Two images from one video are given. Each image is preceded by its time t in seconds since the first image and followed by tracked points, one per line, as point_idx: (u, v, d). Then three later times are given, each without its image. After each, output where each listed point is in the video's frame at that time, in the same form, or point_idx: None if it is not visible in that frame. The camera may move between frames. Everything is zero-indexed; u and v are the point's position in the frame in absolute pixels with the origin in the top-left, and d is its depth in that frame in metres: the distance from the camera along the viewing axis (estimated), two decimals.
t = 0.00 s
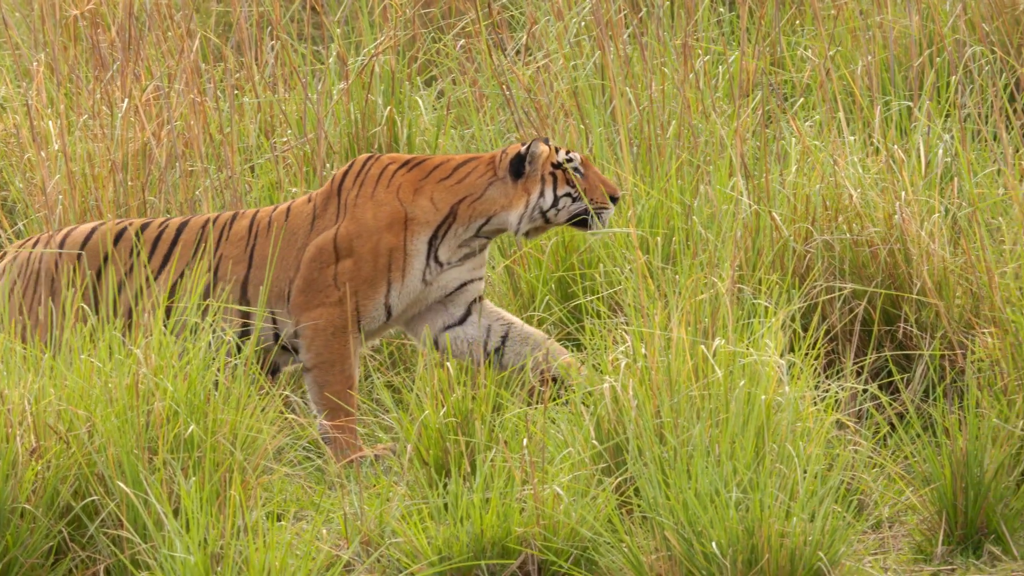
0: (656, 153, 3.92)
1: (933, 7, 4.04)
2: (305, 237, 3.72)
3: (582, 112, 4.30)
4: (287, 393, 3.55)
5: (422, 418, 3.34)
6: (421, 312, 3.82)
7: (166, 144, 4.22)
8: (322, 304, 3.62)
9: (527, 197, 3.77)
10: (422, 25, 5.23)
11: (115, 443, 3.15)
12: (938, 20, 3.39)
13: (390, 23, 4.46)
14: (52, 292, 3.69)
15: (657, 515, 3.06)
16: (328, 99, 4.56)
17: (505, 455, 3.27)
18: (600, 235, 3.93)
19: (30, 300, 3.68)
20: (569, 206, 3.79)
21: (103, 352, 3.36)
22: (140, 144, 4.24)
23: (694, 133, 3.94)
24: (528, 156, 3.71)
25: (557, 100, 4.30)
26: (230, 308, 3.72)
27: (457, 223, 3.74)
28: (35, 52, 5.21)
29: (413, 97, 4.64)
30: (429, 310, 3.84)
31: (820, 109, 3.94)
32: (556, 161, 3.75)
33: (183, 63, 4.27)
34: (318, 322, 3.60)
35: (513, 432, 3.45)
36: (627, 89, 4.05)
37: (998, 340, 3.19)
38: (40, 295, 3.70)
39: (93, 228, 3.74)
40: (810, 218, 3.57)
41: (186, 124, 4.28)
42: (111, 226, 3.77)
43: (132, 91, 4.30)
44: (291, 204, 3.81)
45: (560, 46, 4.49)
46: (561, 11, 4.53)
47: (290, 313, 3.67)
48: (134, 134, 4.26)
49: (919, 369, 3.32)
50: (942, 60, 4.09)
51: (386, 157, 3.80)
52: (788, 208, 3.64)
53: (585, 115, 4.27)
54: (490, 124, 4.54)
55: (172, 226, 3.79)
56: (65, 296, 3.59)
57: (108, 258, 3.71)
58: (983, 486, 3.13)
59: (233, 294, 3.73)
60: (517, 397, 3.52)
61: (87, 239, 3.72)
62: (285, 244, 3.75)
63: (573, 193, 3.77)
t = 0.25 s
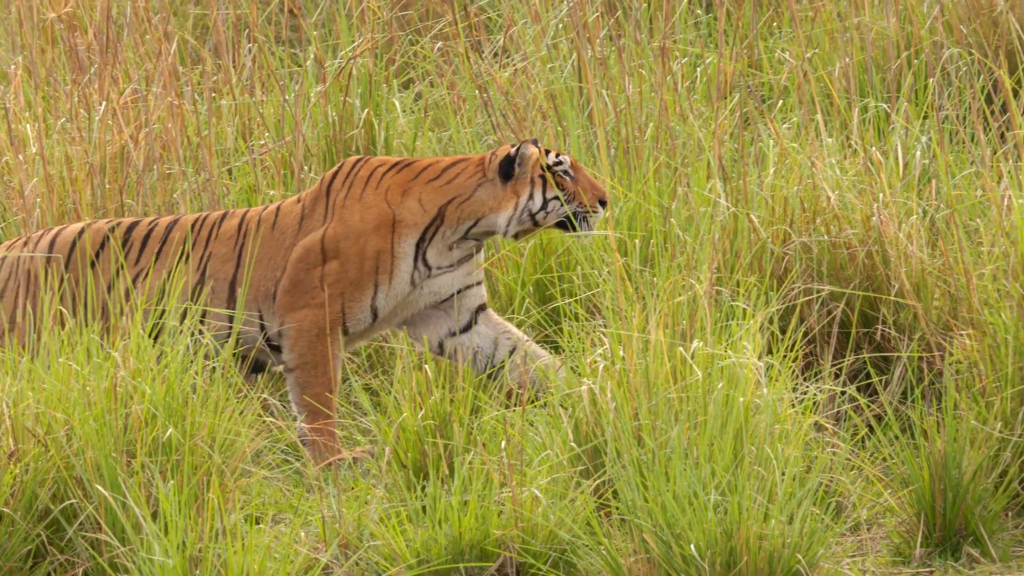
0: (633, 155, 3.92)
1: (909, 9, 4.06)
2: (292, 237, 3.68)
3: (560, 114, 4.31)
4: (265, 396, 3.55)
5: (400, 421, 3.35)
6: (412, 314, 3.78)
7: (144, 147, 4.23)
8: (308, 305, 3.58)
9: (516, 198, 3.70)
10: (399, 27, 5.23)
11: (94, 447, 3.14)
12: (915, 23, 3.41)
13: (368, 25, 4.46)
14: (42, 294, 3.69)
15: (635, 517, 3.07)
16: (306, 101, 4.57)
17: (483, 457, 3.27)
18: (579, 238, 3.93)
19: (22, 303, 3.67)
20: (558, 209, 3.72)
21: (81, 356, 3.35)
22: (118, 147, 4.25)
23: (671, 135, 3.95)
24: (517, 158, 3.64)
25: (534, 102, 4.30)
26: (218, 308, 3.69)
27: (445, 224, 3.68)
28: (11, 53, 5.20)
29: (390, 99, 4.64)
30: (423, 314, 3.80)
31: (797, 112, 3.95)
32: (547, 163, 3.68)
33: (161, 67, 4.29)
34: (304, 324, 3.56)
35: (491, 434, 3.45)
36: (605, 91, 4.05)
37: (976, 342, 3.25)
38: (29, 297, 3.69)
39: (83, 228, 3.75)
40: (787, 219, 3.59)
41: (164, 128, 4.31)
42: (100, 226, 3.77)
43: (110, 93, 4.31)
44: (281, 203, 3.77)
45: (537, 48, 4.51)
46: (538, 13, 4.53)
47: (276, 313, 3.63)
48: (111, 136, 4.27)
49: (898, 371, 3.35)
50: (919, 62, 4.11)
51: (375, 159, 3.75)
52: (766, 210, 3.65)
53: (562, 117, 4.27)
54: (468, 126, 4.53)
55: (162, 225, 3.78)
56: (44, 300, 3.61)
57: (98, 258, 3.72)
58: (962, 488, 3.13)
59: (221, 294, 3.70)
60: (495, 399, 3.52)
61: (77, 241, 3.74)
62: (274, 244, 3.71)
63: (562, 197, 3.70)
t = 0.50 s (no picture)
0: (609, 158, 3.93)
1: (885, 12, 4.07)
2: (280, 241, 3.66)
3: (536, 117, 4.31)
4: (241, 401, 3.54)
5: (376, 424, 3.35)
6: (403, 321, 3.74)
7: (120, 150, 4.23)
8: (293, 309, 3.56)
9: (505, 204, 3.66)
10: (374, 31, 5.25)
11: (70, 451, 3.12)
12: (891, 25, 3.41)
13: (344, 29, 4.47)
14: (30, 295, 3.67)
15: (612, 521, 3.06)
16: (281, 105, 4.57)
17: (460, 461, 3.27)
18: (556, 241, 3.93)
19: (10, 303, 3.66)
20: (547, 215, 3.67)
21: (57, 360, 3.34)
22: (94, 150, 4.25)
23: (648, 139, 3.96)
24: (506, 162, 3.61)
25: (510, 105, 4.30)
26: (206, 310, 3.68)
27: (433, 229, 3.64)
28: None
29: (367, 102, 4.64)
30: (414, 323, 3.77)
31: (772, 116, 3.96)
32: (536, 168, 3.64)
33: (136, 71, 4.29)
34: (288, 327, 3.54)
35: (468, 438, 3.45)
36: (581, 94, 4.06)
37: (953, 345, 3.32)
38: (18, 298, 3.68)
39: (73, 229, 3.74)
40: (764, 222, 3.60)
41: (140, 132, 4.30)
42: (90, 226, 3.76)
43: (86, 97, 4.31)
44: (270, 207, 3.75)
45: (514, 52, 4.51)
46: (514, 17, 4.54)
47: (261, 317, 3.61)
48: (88, 140, 4.27)
49: (874, 374, 3.36)
50: (895, 65, 4.12)
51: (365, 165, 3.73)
52: (742, 214, 3.66)
53: (538, 120, 4.27)
54: (444, 130, 4.54)
55: (151, 227, 3.77)
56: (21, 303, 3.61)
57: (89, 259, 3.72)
58: (938, 491, 3.14)
59: (208, 296, 3.68)
60: (470, 403, 3.52)
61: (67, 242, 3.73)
62: (262, 248, 3.69)
63: (551, 203, 3.66)
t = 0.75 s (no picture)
0: (588, 162, 3.94)
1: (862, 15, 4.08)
2: (274, 246, 3.63)
3: (513, 121, 4.31)
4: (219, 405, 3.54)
5: (355, 428, 3.34)
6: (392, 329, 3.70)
7: (98, 154, 4.24)
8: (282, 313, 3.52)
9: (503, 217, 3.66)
10: (353, 35, 5.27)
11: (49, 455, 3.11)
12: (868, 28, 3.42)
13: (323, 33, 4.49)
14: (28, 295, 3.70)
15: (591, 525, 3.06)
16: (260, 109, 4.59)
17: (439, 465, 3.27)
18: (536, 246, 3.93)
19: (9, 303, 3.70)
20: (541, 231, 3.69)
21: (36, 364, 3.33)
22: (72, 155, 4.26)
23: (626, 143, 3.97)
24: (507, 174, 3.60)
25: (489, 109, 4.32)
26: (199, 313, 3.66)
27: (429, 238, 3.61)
28: None
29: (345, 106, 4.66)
30: (403, 331, 3.73)
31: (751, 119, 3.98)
32: (536, 183, 3.64)
33: (115, 75, 4.31)
34: (277, 332, 3.51)
35: (447, 442, 3.46)
36: (559, 98, 4.07)
37: (932, 348, 3.35)
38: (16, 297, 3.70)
39: (70, 231, 3.75)
40: (742, 226, 3.62)
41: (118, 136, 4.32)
42: (86, 227, 3.77)
43: (64, 101, 4.33)
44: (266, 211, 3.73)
45: (492, 55, 4.52)
46: (493, 21, 4.55)
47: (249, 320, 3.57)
48: (66, 145, 4.28)
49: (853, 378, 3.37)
50: (873, 68, 4.13)
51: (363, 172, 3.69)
52: (721, 217, 3.67)
53: (517, 124, 4.29)
54: (422, 134, 4.56)
55: (145, 229, 3.76)
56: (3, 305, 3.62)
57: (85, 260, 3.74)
58: (917, 495, 3.14)
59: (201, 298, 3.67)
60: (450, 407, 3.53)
61: (64, 243, 3.74)
62: (255, 252, 3.67)
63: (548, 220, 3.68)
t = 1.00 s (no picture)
0: (570, 164, 3.95)
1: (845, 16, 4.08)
2: (273, 247, 3.63)
3: (495, 123, 4.32)
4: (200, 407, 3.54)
5: (337, 430, 3.34)
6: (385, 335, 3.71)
7: (79, 156, 4.25)
8: (275, 315, 3.52)
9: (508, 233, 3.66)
10: (334, 37, 5.29)
11: (30, 457, 3.10)
12: (849, 30, 3.43)
13: (304, 35, 4.50)
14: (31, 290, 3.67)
15: (573, 526, 3.06)
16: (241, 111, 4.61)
17: (421, 466, 3.27)
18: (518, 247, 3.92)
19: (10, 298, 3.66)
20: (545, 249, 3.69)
21: (18, 365, 3.32)
22: (54, 156, 4.27)
23: (608, 144, 3.98)
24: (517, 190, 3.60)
25: (470, 111, 4.33)
26: (197, 311, 3.66)
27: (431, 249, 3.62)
28: None
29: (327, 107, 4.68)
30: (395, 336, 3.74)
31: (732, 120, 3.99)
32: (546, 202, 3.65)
33: (96, 77, 4.33)
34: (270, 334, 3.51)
35: (429, 443, 3.46)
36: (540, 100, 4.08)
37: (914, 349, 3.37)
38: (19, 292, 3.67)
39: (72, 225, 3.75)
40: (724, 228, 3.63)
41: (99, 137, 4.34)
42: (88, 222, 3.76)
43: (45, 103, 4.34)
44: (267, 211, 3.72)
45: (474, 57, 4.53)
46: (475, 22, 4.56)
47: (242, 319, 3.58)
48: (47, 147, 4.29)
49: (835, 378, 3.38)
50: (855, 69, 4.13)
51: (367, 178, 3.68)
52: (702, 218, 3.67)
53: (498, 126, 4.30)
54: (404, 135, 4.57)
55: (147, 225, 3.75)
56: None
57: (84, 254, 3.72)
58: (899, 496, 3.14)
59: (200, 296, 3.67)
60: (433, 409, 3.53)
61: (67, 236, 3.73)
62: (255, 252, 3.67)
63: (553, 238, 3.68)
